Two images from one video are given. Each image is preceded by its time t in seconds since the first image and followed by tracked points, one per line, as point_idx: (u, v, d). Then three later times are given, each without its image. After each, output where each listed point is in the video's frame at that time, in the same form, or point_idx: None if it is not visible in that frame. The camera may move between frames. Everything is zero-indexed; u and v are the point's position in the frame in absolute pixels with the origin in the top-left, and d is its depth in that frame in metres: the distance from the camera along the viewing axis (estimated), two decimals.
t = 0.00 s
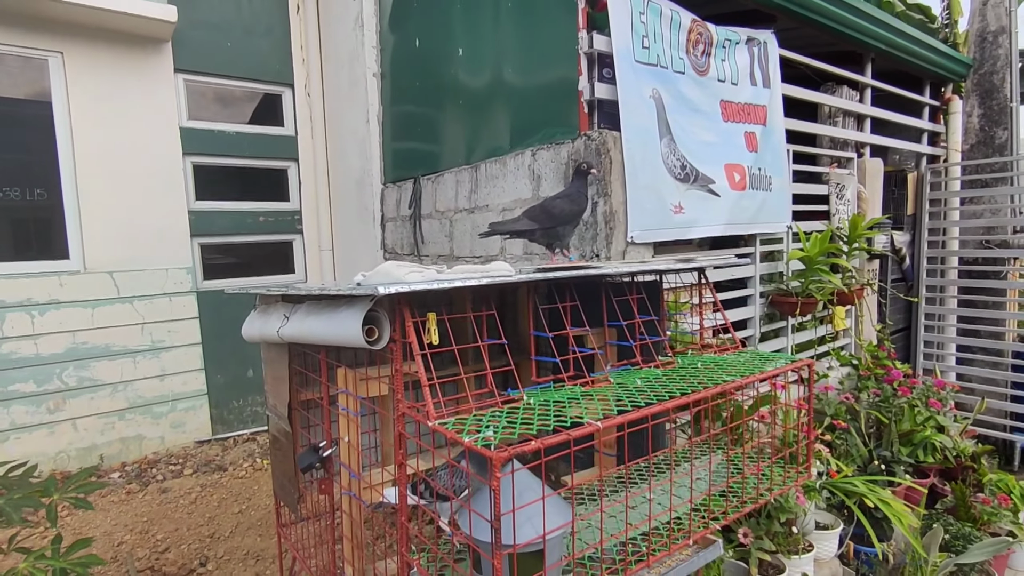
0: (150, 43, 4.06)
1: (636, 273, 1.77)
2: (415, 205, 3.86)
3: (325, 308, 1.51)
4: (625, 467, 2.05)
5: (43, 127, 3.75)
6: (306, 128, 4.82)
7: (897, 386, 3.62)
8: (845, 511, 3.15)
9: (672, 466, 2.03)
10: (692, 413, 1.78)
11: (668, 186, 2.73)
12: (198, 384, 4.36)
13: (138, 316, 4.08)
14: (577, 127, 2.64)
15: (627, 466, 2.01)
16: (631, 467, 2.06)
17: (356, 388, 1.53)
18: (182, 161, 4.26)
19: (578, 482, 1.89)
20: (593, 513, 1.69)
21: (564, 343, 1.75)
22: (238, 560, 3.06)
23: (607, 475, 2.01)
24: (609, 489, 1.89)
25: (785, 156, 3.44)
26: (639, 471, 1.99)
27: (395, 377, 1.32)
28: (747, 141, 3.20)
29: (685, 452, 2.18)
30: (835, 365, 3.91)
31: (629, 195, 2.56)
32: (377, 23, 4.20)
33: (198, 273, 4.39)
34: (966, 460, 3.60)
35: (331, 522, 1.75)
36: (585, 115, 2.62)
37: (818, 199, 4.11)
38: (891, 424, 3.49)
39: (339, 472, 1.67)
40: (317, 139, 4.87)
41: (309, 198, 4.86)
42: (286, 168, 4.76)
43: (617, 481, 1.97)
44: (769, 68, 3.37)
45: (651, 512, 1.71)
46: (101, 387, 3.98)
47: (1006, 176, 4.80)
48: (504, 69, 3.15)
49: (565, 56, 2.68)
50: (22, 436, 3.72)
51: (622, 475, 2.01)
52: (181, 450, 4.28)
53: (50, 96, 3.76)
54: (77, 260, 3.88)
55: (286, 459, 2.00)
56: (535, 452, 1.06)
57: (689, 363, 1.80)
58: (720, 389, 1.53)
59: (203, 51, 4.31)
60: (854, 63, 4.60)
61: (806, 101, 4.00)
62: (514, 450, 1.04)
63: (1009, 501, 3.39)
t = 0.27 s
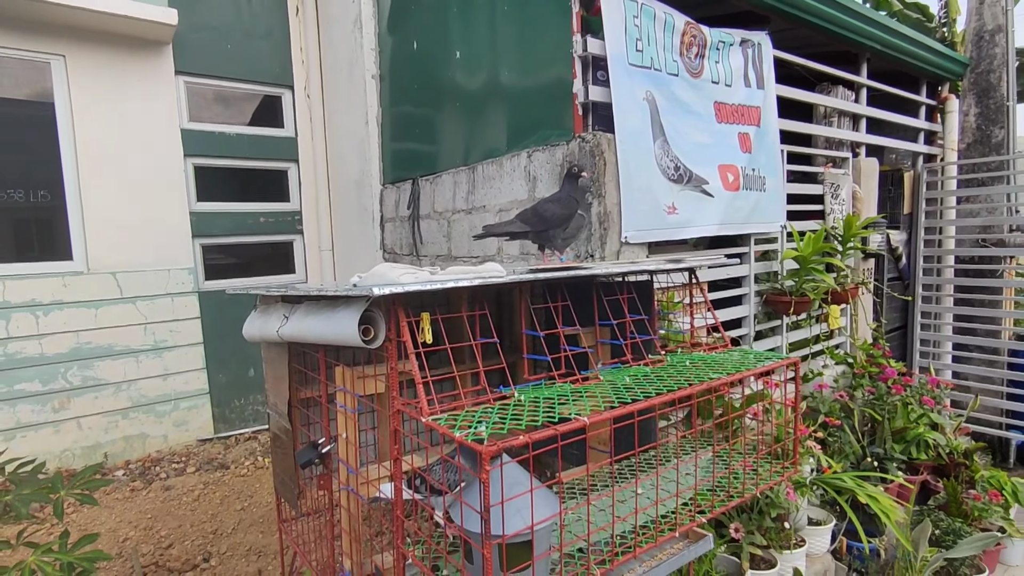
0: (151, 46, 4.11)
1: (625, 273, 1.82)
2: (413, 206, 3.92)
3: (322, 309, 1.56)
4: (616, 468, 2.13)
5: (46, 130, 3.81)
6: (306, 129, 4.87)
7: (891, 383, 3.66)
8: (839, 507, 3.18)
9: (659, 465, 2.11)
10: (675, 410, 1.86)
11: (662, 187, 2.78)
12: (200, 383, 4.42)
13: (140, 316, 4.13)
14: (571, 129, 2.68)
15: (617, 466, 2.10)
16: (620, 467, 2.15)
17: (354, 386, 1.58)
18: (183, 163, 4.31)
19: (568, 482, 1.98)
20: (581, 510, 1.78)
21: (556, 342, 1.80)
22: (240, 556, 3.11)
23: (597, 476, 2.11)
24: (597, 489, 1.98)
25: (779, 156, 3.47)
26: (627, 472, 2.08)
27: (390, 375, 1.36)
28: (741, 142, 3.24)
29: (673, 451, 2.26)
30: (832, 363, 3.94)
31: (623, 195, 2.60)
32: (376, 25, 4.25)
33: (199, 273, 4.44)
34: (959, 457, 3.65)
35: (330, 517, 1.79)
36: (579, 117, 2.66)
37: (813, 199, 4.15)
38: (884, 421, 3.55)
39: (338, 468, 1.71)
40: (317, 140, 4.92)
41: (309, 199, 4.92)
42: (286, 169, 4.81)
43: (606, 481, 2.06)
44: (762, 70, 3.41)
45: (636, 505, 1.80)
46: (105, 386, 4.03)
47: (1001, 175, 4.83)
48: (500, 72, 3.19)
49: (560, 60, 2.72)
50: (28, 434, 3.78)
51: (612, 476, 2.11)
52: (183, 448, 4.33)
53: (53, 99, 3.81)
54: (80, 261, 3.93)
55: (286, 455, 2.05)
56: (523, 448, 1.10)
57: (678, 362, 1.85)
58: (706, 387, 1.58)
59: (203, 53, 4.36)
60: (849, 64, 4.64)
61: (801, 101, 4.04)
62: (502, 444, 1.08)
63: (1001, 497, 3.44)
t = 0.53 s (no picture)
0: (149, 50, 4.16)
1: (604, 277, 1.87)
2: (407, 209, 3.97)
3: (308, 312, 1.60)
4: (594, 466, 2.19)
5: (45, 133, 3.86)
6: (302, 131, 4.91)
7: (879, 384, 3.66)
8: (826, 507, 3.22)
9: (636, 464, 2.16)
10: (652, 409, 1.91)
11: (649, 191, 2.82)
12: (197, 383, 4.47)
13: (138, 317, 4.18)
14: (559, 134, 2.73)
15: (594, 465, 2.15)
16: (598, 465, 2.20)
17: (339, 387, 1.62)
18: (180, 165, 4.36)
19: (546, 479, 2.03)
20: (556, 506, 1.83)
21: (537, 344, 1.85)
22: (235, 554, 3.16)
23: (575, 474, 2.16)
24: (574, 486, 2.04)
25: (767, 160, 3.52)
26: (605, 470, 2.12)
27: (372, 377, 1.40)
28: (729, 146, 3.29)
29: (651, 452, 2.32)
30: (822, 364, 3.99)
31: (610, 199, 2.65)
32: (370, 30, 4.30)
33: (196, 275, 4.49)
34: (946, 457, 3.68)
35: (317, 515, 1.84)
36: (567, 123, 2.71)
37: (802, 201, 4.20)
38: (872, 421, 3.59)
39: (325, 467, 1.76)
40: (312, 143, 4.96)
41: (305, 201, 4.97)
42: (283, 171, 4.86)
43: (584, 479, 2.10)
44: (751, 74, 3.45)
45: (611, 502, 1.85)
46: (103, 387, 4.08)
47: (991, 178, 4.86)
48: (491, 76, 3.23)
49: (548, 66, 2.77)
50: (27, 434, 3.83)
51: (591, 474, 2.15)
52: (180, 447, 4.38)
53: (52, 103, 3.86)
54: (78, 262, 3.98)
55: (276, 454, 2.09)
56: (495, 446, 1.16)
57: (655, 364, 1.91)
58: (678, 388, 1.64)
59: (201, 57, 4.40)
60: (840, 67, 4.68)
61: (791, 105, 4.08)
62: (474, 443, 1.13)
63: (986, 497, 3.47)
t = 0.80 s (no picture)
0: (144, 55, 4.18)
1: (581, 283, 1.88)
2: (398, 212, 3.98)
3: (284, 319, 1.62)
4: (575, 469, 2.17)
5: (41, 138, 3.88)
6: (297, 135, 4.93)
7: (871, 388, 3.71)
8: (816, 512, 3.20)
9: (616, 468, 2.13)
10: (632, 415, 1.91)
11: (635, 196, 2.83)
12: (190, 386, 4.49)
13: (132, 320, 4.20)
14: (545, 140, 2.74)
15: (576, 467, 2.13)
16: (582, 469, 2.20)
17: (315, 393, 1.64)
18: (175, 169, 4.38)
19: (528, 483, 2.03)
20: (530, 509, 1.81)
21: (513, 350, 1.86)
22: (224, 557, 3.18)
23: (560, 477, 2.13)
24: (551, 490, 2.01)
25: (758, 163, 3.52)
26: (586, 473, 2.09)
27: (344, 384, 1.41)
28: (717, 150, 3.29)
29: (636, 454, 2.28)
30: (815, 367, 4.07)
31: (595, 204, 2.65)
32: (363, 34, 4.31)
33: (190, 278, 4.51)
34: (939, 462, 3.64)
35: (296, 520, 1.84)
36: (552, 128, 2.72)
37: (794, 205, 4.20)
38: (864, 426, 3.57)
39: (302, 472, 1.76)
40: (306, 146, 4.98)
41: (300, 204, 4.99)
42: (277, 175, 4.88)
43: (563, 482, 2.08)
44: (741, 78, 3.46)
45: (584, 508, 1.83)
46: (97, 390, 4.10)
47: (987, 180, 4.84)
48: (480, 81, 3.24)
49: (534, 72, 2.78)
50: (21, 437, 3.84)
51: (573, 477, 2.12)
52: (174, 450, 4.39)
53: (48, 109, 3.89)
54: (73, 266, 4.00)
55: (258, 459, 2.10)
56: (458, 454, 1.17)
57: (632, 370, 1.92)
58: (650, 396, 1.65)
59: (196, 62, 4.42)
60: (833, 70, 4.68)
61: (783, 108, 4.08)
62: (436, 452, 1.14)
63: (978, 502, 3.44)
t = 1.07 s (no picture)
0: (140, 56, 4.18)
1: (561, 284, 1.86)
2: (391, 213, 3.96)
3: (257, 319, 1.60)
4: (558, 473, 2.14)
5: (36, 139, 3.89)
6: (292, 136, 4.93)
7: (868, 392, 3.65)
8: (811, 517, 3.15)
9: (597, 471, 2.08)
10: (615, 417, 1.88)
11: (625, 196, 2.80)
12: (184, 386, 4.48)
13: (126, 320, 4.20)
14: (533, 139, 2.72)
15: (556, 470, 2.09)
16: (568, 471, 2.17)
17: (288, 393, 1.62)
18: (170, 169, 4.38)
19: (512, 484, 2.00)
20: (505, 514, 1.76)
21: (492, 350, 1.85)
22: (213, 559, 3.16)
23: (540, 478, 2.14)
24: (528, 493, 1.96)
25: (752, 164, 3.49)
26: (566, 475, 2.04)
27: (313, 384, 1.39)
28: (710, 151, 3.26)
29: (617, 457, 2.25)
30: (812, 370, 4.04)
31: (584, 204, 2.63)
32: (358, 35, 4.31)
33: (185, 278, 4.51)
34: (936, 467, 3.59)
35: (271, 522, 1.81)
36: (541, 127, 2.70)
37: (790, 206, 4.16)
38: (860, 430, 3.52)
39: (277, 474, 1.73)
40: (302, 147, 4.98)
41: (295, 205, 4.98)
42: (273, 176, 4.88)
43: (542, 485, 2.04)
44: (735, 78, 3.43)
45: (557, 511, 1.76)
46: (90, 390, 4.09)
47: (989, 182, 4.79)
48: (471, 81, 3.22)
49: (523, 71, 2.76)
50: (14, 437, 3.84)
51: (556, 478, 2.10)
52: (167, 451, 4.38)
53: (43, 110, 3.90)
54: (67, 266, 4.00)
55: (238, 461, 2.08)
56: (421, 455, 1.15)
57: (611, 372, 1.90)
58: (626, 397, 1.63)
59: (192, 62, 4.42)
60: (831, 71, 4.64)
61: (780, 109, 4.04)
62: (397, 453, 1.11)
63: (976, 508, 3.39)
